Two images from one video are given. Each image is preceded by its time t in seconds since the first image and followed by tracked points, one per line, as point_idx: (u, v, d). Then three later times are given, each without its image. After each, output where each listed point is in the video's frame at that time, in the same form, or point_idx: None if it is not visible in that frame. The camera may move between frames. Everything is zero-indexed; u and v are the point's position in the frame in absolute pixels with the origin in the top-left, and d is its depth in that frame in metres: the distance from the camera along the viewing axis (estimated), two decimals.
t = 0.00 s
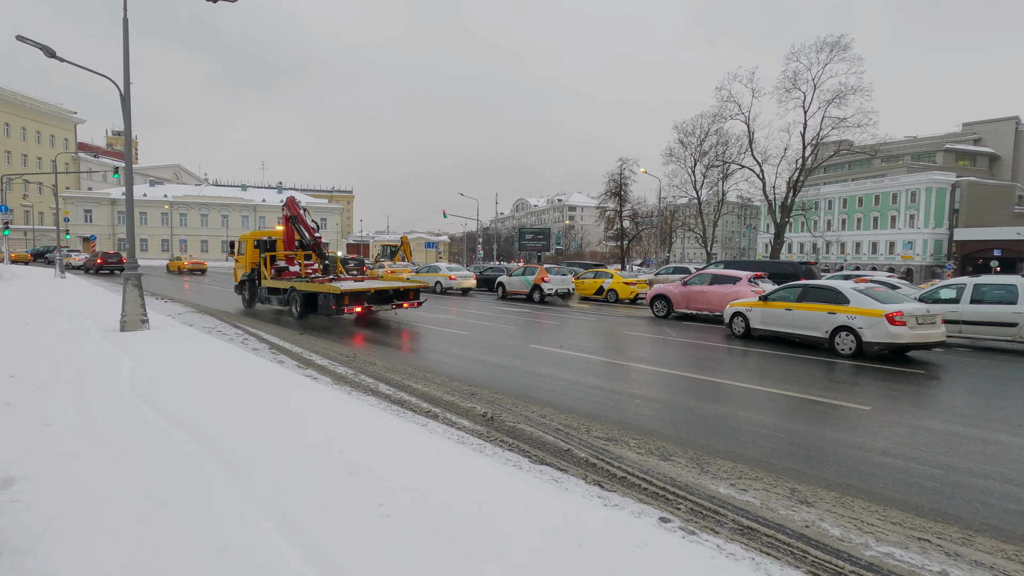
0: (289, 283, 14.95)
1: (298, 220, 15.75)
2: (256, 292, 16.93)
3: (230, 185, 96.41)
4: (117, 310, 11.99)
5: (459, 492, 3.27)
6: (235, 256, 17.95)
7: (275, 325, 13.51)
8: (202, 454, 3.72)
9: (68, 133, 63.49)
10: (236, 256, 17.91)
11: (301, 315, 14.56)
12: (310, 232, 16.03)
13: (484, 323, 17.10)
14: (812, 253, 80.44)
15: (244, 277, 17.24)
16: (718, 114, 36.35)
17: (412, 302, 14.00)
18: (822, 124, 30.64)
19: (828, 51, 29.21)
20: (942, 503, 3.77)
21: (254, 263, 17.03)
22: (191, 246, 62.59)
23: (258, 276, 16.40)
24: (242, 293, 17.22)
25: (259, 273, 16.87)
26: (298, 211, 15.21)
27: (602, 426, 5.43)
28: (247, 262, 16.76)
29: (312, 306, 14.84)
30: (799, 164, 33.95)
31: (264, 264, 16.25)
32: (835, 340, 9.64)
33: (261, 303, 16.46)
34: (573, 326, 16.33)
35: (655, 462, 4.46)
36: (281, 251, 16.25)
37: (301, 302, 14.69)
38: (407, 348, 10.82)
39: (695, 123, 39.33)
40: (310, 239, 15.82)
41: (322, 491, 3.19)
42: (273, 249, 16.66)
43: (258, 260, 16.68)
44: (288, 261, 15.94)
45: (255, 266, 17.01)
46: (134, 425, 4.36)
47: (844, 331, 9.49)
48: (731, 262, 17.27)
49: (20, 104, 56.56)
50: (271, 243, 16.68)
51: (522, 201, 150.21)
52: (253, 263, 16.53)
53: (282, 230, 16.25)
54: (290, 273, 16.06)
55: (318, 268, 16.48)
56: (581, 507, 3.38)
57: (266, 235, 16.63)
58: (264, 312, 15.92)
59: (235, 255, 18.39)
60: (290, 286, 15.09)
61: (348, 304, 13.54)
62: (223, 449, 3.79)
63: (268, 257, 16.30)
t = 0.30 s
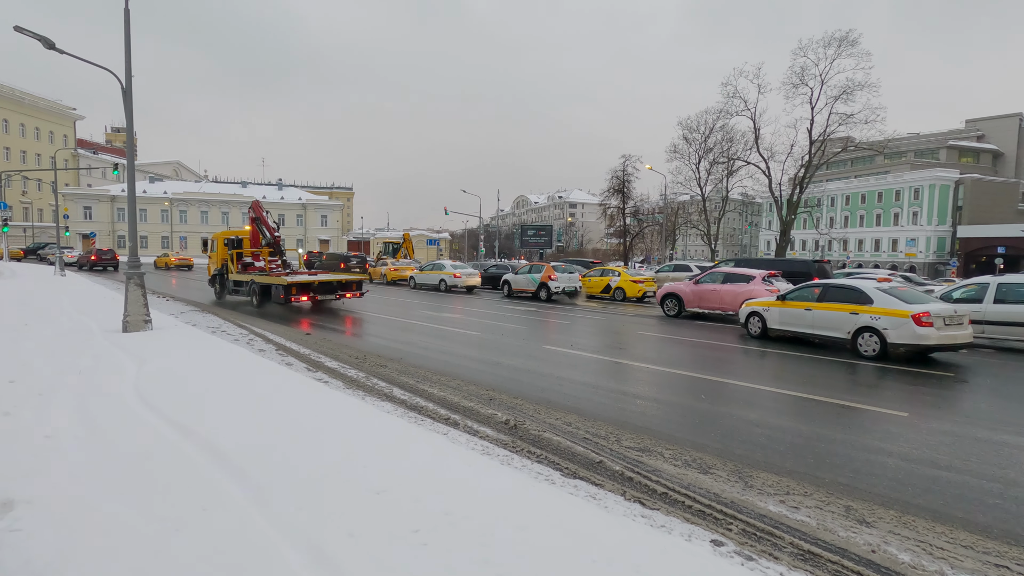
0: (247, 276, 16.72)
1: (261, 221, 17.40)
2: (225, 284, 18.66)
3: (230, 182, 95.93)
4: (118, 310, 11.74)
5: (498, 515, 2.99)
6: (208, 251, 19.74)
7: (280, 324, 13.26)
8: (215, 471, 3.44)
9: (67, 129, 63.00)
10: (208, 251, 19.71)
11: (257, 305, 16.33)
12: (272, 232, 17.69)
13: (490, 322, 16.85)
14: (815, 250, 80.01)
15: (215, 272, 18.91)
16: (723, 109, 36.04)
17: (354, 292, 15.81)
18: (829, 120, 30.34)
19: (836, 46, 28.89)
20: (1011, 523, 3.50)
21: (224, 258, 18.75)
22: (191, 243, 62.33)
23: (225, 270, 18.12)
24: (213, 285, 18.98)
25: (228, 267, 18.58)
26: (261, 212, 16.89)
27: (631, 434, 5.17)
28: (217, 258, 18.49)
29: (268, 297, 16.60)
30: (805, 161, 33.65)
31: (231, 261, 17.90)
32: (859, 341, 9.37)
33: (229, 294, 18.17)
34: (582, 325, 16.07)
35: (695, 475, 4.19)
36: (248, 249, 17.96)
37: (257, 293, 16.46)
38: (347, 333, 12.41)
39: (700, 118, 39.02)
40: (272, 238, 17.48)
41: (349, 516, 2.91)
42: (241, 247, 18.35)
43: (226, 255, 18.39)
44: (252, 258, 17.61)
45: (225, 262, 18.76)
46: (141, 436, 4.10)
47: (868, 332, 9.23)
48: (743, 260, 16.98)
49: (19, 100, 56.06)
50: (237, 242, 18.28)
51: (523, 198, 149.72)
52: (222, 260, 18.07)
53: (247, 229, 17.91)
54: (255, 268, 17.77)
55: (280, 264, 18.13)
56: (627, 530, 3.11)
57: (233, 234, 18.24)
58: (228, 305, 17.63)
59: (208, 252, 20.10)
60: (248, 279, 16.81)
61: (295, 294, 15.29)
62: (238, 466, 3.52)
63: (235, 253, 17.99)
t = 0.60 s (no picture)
0: (222, 268, 18.75)
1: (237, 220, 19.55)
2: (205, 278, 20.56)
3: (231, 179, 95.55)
4: (124, 307, 11.54)
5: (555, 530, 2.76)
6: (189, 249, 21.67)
7: (290, 322, 13.03)
8: (242, 481, 3.20)
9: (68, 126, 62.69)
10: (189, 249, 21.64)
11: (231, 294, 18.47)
12: (246, 231, 19.83)
13: (500, 319, 16.62)
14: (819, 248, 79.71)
15: (195, 267, 20.86)
16: (731, 105, 35.77)
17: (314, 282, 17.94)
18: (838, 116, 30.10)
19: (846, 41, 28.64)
20: None
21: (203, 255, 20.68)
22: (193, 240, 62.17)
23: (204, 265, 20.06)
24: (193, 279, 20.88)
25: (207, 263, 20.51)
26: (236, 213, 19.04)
27: (669, 436, 4.93)
28: (197, 254, 20.45)
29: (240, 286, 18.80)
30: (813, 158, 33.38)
31: (209, 256, 19.85)
32: (886, 339, 9.14)
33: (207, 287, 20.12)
34: (593, 322, 15.82)
35: (748, 482, 3.92)
36: (225, 245, 19.89)
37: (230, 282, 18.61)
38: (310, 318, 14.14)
39: (707, 114, 38.74)
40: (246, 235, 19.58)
41: (394, 532, 2.67)
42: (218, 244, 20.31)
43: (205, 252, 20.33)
44: (228, 253, 19.60)
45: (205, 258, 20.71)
46: (159, 439, 3.86)
47: (895, 331, 9.00)
48: (756, 256, 16.73)
49: (20, 97, 55.79)
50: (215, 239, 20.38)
51: (525, 195, 149.37)
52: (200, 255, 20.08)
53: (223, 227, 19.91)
54: (230, 262, 19.70)
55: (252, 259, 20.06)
56: (692, 544, 2.87)
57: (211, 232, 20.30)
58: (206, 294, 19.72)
59: (190, 250, 22.04)
60: (223, 271, 18.95)
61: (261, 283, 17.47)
62: (265, 473, 3.26)
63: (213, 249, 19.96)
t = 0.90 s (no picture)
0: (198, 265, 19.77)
1: (214, 220, 20.67)
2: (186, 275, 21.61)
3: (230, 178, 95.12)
4: (127, 307, 11.30)
5: (622, 571, 2.52)
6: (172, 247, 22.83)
7: (295, 323, 12.81)
8: (269, 505, 2.94)
9: (66, 124, 62.24)
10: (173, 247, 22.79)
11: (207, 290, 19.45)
12: (223, 231, 20.83)
13: (507, 319, 16.37)
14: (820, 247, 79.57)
15: (178, 264, 21.91)
16: (735, 103, 35.54)
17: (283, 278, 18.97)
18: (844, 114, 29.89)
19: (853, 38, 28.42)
20: None
21: (184, 253, 21.74)
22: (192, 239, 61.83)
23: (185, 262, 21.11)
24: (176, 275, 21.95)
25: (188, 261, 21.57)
26: (213, 214, 20.01)
27: (709, 446, 4.69)
28: (178, 252, 21.57)
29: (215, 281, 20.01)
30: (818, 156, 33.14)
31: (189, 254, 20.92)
32: (911, 341, 8.92)
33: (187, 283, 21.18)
34: (602, 322, 15.58)
35: (803, 499, 3.68)
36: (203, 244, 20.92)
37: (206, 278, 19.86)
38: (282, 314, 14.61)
39: (711, 112, 38.50)
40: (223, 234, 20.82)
41: (443, 568, 2.43)
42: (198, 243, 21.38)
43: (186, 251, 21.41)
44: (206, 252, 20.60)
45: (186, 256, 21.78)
46: (177, 453, 3.60)
47: (922, 332, 8.76)
48: (767, 256, 16.51)
49: (18, 94, 55.40)
50: (194, 238, 21.59)
51: (524, 195, 149.06)
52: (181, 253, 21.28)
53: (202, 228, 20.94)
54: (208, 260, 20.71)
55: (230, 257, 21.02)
56: None
57: (192, 231, 21.52)
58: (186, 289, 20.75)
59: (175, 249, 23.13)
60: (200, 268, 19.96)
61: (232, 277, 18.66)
62: (293, 497, 3.01)
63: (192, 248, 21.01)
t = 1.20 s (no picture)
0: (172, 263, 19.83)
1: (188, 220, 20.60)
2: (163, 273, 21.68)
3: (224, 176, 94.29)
4: (124, 307, 10.97)
5: None
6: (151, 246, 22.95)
7: (295, 323, 12.54)
8: (297, 527, 2.67)
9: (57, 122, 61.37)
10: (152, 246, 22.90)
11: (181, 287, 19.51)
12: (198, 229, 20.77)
13: (510, 319, 16.13)
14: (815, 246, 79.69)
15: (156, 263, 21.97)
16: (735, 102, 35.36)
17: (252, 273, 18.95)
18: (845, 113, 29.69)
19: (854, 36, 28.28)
20: None
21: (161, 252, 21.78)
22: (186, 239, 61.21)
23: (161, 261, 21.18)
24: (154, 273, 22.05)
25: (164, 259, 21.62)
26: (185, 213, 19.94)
27: (748, 453, 4.46)
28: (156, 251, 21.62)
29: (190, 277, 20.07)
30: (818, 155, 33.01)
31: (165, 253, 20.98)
32: (932, 341, 8.75)
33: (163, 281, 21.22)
34: (607, 321, 15.39)
35: (858, 511, 3.48)
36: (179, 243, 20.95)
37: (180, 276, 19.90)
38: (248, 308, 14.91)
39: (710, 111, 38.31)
40: (198, 232, 20.78)
41: None
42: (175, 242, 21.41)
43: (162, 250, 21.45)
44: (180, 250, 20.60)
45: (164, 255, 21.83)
46: (189, 467, 3.33)
47: (942, 332, 8.60)
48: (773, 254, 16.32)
49: (8, 91, 54.58)
50: (172, 237, 21.60)
51: (520, 194, 148.69)
52: (158, 252, 21.34)
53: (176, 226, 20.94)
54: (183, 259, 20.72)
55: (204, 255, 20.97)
56: None
57: (169, 231, 21.57)
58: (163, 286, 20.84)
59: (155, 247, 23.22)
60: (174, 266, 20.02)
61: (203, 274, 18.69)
62: (324, 515, 2.76)
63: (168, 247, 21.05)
